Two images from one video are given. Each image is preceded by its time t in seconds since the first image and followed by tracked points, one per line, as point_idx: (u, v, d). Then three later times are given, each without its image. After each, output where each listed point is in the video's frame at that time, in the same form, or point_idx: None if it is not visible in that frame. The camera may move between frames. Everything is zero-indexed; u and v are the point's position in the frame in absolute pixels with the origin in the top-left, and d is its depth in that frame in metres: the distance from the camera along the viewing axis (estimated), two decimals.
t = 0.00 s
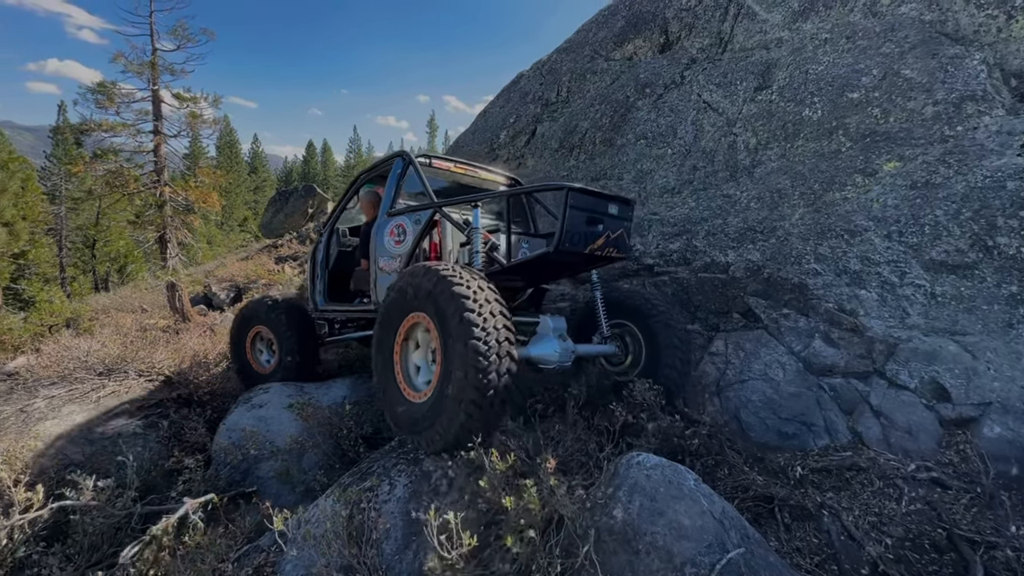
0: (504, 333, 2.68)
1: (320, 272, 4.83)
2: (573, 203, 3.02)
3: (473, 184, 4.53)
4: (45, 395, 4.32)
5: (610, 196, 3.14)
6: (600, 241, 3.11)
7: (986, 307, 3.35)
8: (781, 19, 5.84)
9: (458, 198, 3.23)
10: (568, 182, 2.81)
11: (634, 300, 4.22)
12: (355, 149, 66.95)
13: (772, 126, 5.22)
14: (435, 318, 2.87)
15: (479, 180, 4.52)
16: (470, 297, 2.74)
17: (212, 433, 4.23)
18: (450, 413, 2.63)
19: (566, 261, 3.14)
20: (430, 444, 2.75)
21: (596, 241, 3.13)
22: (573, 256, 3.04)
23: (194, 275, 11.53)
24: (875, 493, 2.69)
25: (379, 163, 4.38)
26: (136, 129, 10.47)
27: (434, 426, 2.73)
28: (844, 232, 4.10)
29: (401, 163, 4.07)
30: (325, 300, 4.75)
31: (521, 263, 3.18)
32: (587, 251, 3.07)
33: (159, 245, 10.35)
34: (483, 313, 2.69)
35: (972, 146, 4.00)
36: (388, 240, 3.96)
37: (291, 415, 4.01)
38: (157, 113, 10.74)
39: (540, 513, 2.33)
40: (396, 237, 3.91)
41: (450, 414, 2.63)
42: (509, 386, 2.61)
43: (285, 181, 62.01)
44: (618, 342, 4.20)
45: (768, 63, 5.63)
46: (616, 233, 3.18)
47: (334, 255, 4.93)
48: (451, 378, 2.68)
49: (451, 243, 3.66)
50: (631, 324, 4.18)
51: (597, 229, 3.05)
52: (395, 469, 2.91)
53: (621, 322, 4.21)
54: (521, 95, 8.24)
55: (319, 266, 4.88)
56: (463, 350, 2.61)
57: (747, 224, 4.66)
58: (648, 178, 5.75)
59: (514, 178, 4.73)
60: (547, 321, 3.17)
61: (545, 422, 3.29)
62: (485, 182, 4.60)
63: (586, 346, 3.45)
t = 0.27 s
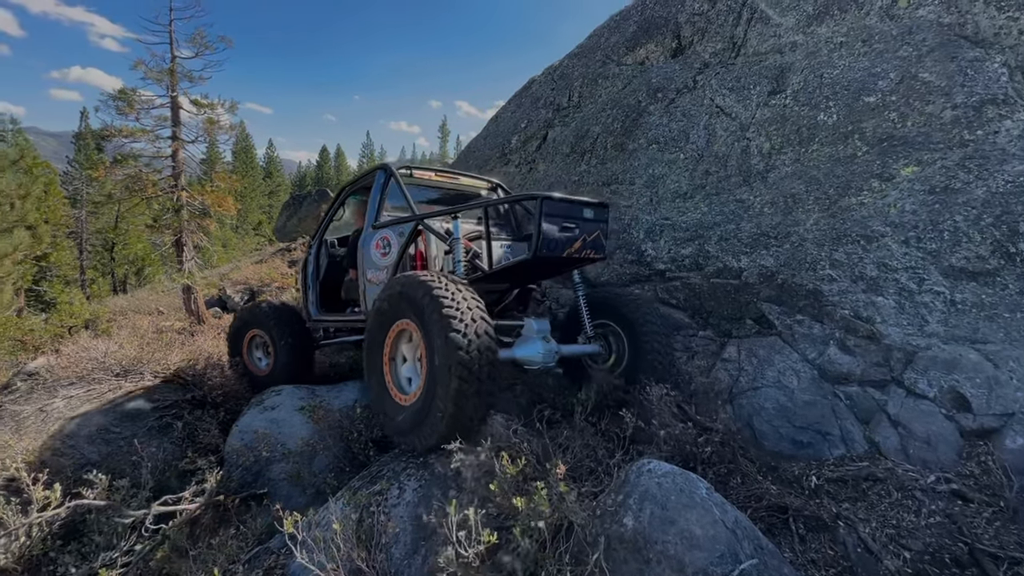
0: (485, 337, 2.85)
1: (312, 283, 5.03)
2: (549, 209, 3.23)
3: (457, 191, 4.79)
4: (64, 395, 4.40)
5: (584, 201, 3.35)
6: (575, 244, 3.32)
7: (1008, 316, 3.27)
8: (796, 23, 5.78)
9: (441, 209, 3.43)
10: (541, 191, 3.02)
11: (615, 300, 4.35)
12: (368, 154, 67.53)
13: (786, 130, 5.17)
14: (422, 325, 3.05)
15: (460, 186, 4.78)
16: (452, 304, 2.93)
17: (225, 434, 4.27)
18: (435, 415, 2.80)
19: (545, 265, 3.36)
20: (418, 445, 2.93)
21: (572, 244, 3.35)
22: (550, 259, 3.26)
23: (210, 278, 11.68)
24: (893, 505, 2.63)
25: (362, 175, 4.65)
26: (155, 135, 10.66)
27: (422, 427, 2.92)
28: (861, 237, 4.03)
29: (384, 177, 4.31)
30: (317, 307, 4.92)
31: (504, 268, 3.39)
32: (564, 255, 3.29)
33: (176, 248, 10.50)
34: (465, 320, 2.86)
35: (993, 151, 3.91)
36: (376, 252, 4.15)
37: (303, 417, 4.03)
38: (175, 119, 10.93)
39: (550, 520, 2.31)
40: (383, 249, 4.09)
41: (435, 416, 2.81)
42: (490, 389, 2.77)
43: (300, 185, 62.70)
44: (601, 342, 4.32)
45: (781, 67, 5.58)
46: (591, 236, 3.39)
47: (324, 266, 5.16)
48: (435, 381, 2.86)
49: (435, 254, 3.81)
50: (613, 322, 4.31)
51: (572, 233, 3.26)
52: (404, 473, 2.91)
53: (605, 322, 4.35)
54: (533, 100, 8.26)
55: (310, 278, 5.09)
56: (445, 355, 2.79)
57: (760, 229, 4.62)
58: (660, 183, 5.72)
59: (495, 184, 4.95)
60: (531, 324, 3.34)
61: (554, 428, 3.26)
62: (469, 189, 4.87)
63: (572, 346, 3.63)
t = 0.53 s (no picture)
0: (474, 340, 2.98)
1: (320, 282, 5.16)
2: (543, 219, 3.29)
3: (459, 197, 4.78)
4: (87, 393, 4.48)
5: (578, 209, 3.40)
6: (569, 252, 3.38)
7: None
8: (816, 27, 5.70)
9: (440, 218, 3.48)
10: (535, 202, 3.08)
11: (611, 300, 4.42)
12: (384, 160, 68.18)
13: (806, 136, 5.09)
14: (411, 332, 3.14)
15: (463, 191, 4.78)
16: (441, 311, 3.02)
17: (241, 435, 4.31)
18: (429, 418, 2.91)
19: (540, 273, 3.43)
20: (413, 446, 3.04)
21: (567, 252, 3.41)
22: (545, 268, 3.33)
23: (228, 281, 11.85)
24: (917, 519, 2.55)
25: (366, 179, 4.68)
26: (179, 142, 10.95)
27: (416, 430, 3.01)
28: (882, 244, 3.95)
29: (388, 182, 4.33)
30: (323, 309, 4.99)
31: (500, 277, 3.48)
32: (558, 263, 3.36)
33: (196, 251, 10.68)
34: (450, 319, 2.99)
35: None
36: (378, 256, 4.23)
37: (318, 420, 4.06)
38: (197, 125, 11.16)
39: (563, 527, 2.28)
40: (384, 253, 4.17)
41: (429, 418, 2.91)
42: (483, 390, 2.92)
43: (317, 191, 63.51)
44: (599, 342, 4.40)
45: (800, 72, 5.51)
46: (585, 243, 3.45)
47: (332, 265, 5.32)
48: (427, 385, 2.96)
49: (436, 261, 3.86)
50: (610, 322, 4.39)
51: (567, 241, 3.32)
52: (417, 477, 2.89)
53: (600, 323, 4.43)
54: (548, 106, 8.27)
55: (318, 277, 5.21)
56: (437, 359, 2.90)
57: (778, 236, 4.56)
58: (676, 189, 5.67)
59: (498, 188, 4.94)
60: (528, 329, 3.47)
61: (566, 437, 3.25)
62: (471, 194, 4.84)
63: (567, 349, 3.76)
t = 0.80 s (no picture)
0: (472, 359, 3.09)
1: (329, 285, 5.27)
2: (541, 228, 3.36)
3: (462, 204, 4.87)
4: (114, 393, 4.59)
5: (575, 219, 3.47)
6: (566, 261, 3.44)
7: None
8: (840, 32, 5.60)
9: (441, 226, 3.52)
10: (532, 213, 3.15)
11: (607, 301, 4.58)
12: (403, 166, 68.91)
13: (830, 142, 4.99)
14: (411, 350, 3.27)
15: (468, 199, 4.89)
16: (439, 331, 3.14)
17: (262, 437, 4.36)
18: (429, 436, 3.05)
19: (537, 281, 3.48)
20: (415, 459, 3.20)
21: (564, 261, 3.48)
22: (542, 277, 3.39)
23: (251, 285, 12.05)
24: (950, 539, 2.46)
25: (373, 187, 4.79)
26: (207, 149, 11.27)
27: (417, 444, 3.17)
28: (911, 253, 3.85)
29: (394, 190, 4.42)
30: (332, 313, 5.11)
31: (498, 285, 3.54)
32: (555, 272, 3.42)
33: (221, 256, 10.90)
34: (438, 318, 3.23)
35: None
36: (382, 262, 4.29)
37: (337, 424, 4.10)
38: (224, 134, 11.46)
39: (580, 538, 2.24)
40: (389, 259, 4.23)
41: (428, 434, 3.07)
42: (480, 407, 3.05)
43: (338, 197, 64.44)
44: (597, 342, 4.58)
45: (824, 77, 5.42)
46: (582, 253, 3.51)
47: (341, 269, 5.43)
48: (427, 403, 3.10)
49: (439, 268, 3.89)
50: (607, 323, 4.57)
51: (563, 251, 3.39)
52: (434, 483, 2.88)
53: (598, 323, 4.61)
54: (567, 113, 8.28)
55: (327, 281, 5.32)
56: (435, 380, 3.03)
57: (802, 244, 4.48)
58: (696, 195, 5.61)
59: (500, 196, 5.06)
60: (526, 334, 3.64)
61: (583, 446, 3.21)
62: (475, 202, 4.93)
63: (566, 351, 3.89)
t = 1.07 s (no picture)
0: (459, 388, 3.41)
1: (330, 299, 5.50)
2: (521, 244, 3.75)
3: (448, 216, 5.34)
4: (147, 394, 4.72)
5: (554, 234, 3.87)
6: (546, 273, 3.88)
7: None
8: (872, 37, 5.48)
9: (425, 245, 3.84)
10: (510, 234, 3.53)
11: (593, 301, 4.86)
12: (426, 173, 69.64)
13: (862, 149, 4.87)
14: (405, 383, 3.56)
15: (456, 211, 5.38)
16: (429, 366, 3.46)
17: (288, 440, 4.44)
18: (430, 456, 3.35)
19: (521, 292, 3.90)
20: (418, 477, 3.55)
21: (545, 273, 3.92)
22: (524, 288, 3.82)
23: (277, 290, 12.29)
24: (990, 565, 2.36)
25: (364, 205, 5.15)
26: (238, 157, 11.65)
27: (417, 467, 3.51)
28: (948, 265, 3.73)
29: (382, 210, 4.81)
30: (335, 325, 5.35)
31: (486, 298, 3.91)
32: (537, 283, 3.86)
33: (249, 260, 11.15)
34: (421, 345, 3.60)
35: None
36: (375, 279, 4.68)
37: (360, 429, 4.17)
38: (253, 142, 11.78)
39: (604, 552, 2.22)
40: (381, 277, 4.62)
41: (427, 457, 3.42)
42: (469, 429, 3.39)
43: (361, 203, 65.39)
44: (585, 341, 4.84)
45: (855, 84, 5.30)
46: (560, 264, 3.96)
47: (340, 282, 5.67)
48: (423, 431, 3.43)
49: (429, 282, 4.18)
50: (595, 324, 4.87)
51: (542, 264, 3.81)
52: (456, 491, 2.88)
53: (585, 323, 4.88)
54: (589, 120, 8.27)
55: (328, 295, 5.56)
56: (428, 413, 3.35)
57: (832, 254, 4.39)
58: (721, 204, 5.53)
59: (487, 204, 5.58)
60: (517, 346, 4.10)
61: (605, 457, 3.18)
62: (460, 213, 5.42)
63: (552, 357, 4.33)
